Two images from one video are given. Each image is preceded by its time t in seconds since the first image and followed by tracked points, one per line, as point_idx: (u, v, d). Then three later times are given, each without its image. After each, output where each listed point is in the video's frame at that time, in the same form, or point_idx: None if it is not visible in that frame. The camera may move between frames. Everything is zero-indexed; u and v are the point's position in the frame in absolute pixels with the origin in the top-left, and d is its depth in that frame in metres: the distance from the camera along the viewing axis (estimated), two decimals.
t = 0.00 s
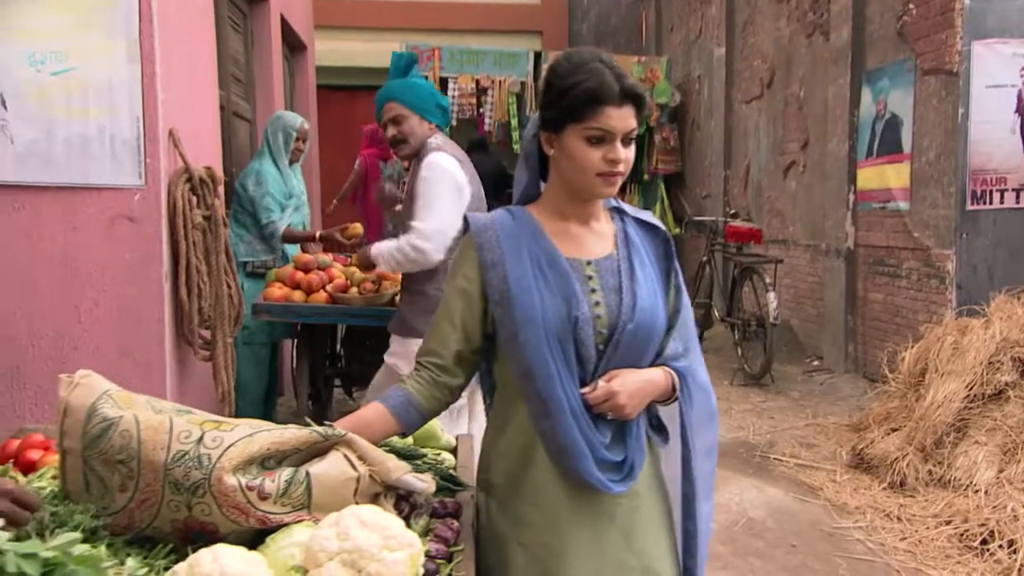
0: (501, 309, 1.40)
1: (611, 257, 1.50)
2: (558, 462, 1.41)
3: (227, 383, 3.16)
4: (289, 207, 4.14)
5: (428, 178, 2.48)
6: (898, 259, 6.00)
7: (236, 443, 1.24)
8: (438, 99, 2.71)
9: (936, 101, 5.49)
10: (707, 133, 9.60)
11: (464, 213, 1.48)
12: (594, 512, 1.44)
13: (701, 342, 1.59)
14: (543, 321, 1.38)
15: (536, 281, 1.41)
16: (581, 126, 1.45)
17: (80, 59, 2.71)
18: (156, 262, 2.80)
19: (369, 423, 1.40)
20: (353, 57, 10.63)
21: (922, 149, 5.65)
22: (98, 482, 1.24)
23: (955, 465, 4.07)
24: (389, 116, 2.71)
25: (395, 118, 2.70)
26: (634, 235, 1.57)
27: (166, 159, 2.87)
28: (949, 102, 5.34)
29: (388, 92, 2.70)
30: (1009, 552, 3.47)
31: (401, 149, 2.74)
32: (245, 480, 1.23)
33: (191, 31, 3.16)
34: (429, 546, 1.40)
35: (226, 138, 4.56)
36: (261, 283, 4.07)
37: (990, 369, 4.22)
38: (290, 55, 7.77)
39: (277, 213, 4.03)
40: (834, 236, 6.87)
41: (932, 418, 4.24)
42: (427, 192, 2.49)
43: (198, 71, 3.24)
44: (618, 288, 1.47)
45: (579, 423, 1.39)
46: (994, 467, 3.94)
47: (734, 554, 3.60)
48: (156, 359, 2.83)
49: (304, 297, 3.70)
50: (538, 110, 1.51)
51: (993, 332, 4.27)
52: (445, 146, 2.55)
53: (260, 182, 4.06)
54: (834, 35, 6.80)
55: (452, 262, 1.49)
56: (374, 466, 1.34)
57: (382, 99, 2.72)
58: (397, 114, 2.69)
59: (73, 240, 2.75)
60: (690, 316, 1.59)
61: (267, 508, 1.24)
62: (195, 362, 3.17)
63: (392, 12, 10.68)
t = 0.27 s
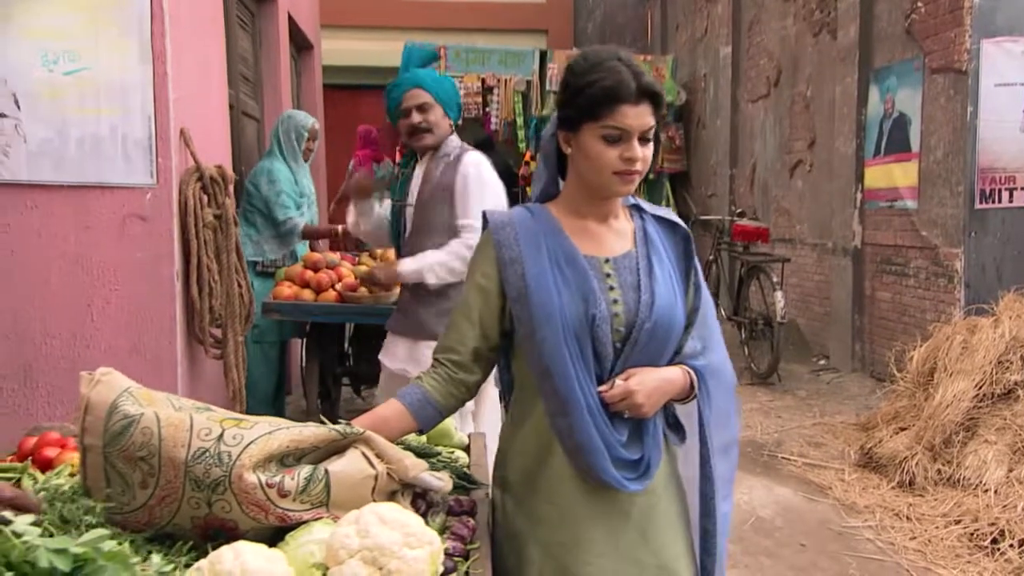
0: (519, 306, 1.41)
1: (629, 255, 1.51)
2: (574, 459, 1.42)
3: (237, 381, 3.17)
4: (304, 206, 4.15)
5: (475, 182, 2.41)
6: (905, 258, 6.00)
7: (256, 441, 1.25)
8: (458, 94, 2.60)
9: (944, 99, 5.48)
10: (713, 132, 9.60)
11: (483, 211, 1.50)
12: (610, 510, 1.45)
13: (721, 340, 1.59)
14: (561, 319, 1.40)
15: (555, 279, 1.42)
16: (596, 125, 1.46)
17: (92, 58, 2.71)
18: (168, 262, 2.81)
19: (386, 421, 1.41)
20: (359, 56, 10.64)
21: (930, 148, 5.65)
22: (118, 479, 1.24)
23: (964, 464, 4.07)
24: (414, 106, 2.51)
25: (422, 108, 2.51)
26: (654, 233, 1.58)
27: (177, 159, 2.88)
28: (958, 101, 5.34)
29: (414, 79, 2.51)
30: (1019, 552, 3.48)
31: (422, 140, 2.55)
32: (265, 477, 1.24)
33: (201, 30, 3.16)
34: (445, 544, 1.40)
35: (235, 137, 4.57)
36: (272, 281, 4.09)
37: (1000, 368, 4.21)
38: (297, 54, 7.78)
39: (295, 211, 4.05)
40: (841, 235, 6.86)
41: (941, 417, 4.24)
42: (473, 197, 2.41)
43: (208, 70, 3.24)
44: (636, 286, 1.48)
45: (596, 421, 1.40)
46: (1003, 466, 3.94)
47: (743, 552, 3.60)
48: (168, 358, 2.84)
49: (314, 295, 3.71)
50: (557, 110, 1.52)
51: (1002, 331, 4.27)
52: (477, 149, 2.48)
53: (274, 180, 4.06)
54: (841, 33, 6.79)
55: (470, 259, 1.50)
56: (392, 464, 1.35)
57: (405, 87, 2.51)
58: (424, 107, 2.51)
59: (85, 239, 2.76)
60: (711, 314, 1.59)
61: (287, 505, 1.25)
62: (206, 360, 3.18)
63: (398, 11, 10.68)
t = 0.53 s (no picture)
0: (531, 305, 1.42)
1: (643, 255, 1.52)
2: (586, 460, 1.43)
3: (245, 381, 3.17)
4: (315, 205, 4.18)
5: (502, 180, 2.42)
6: (911, 258, 5.99)
7: (271, 440, 1.25)
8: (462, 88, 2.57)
9: (949, 99, 5.48)
10: (717, 132, 9.59)
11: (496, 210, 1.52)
12: (622, 511, 1.45)
13: (737, 339, 1.60)
14: (574, 318, 1.41)
15: (568, 278, 1.43)
16: (608, 124, 1.46)
17: (100, 59, 2.72)
18: (175, 261, 2.81)
19: (399, 420, 1.43)
20: (363, 56, 10.65)
21: (935, 147, 5.64)
22: (133, 478, 1.25)
23: (971, 464, 4.06)
24: (428, 99, 2.45)
25: (436, 102, 2.46)
26: (668, 233, 1.58)
27: (184, 159, 2.88)
28: (962, 101, 5.34)
29: (426, 72, 2.45)
30: None
31: (434, 134, 2.48)
32: (280, 477, 1.24)
33: (208, 30, 3.16)
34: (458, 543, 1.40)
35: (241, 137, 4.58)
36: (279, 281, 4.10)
37: (1006, 368, 4.19)
38: (301, 55, 7.79)
39: (307, 211, 4.07)
40: (845, 235, 6.85)
41: (947, 417, 4.24)
42: (500, 195, 2.42)
43: (215, 70, 3.25)
44: (649, 286, 1.49)
45: (609, 422, 1.41)
46: (1010, 466, 3.93)
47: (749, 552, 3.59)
48: (175, 358, 2.84)
49: (321, 295, 3.72)
50: (569, 110, 1.53)
51: (1008, 331, 4.26)
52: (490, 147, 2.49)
53: (284, 180, 4.07)
54: (845, 33, 6.79)
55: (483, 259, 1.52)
56: (405, 463, 1.35)
57: (417, 80, 2.44)
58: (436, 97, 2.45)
59: (94, 239, 2.76)
60: (727, 314, 1.59)
61: (302, 504, 1.25)
62: (213, 360, 3.19)
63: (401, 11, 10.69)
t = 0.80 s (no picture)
0: (546, 307, 1.45)
1: (658, 256, 1.54)
2: (601, 461, 1.46)
3: (253, 381, 3.17)
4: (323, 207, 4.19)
5: (517, 179, 2.44)
6: (916, 258, 5.98)
7: (287, 440, 1.26)
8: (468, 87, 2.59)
9: (955, 100, 5.47)
10: (720, 133, 9.59)
11: (512, 213, 1.54)
12: (636, 512, 1.48)
13: (753, 340, 1.62)
14: (588, 320, 1.43)
15: (582, 281, 1.46)
16: (621, 125, 1.47)
17: (110, 60, 2.72)
18: (185, 262, 2.82)
19: (414, 420, 1.45)
20: (366, 57, 10.65)
21: (941, 148, 5.64)
22: (150, 477, 1.25)
23: (977, 464, 4.07)
24: (438, 94, 2.46)
25: (446, 97, 2.48)
26: (683, 234, 1.60)
27: (194, 159, 2.89)
28: (968, 102, 5.33)
29: (437, 67, 2.46)
30: None
31: (445, 129, 2.50)
32: (297, 477, 1.25)
33: (217, 31, 3.17)
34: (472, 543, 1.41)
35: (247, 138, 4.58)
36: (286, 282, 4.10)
37: (1013, 369, 4.19)
38: (306, 55, 7.80)
39: (317, 212, 4.10)
40: (850, 235, 6.84)
41: (954, 417, 4.23)
42: (516, 194, 2.43)
43: (223, 71, 3.25)
44: (664, 288, 1.51)
45: (624, 424, 1.44)
46: (1017, 467, 3.93)
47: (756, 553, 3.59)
48: (184, 358, 2.85)
49: (328, 295, 3.72)
50: (583, 110, 1.53)
51: (1015, 332, 4.26)
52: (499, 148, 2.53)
53: (293, 181, 4.09)
54: (850, 34, 6.78)
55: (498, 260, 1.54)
56: (420, 463, 1.35)
57: (428, 73, 2.45)
58: (446, 92, 2.47)
59: (103, 239, 2.77)
60: (742, 314, 1.61)
61: (318, 504, 1.25)
62: (222, 360, 3.19)
63: (405, 12, 10.69)
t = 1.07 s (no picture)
0: (561, 308, 1.47)
1: (673, 257, 1.55)
2: (617, 462, 1.47)
3: (261, 381, 3.17)
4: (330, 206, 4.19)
5: (527, 181, 2.45)
6: (922, 258, 5.97)
7: (304, 439, 1.26)
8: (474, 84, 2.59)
9: (961, 100, 5.47)
10: (724, 133, 9.59)
11: (527, 215, 1.56)
12: (653, 513, 1.49)
13: (770, 340, 1.62)
14: (602, 321, 1.45)
15: (597, 281, 1.48)
16: (636, 125, 1.47)
17: (120, 61, 2.73)
18: (193, 261, 2.82)
19: (428, 420, 1.47)
20: (370, 57, 10.66)
21: (947, 148, 5.63)
22: (168, 476, 1.25)
23: (985, 465, 4.08)
24: (446, 92, 2.45)
25: (453, 96, 2.47)
26: (699, 235, 1.60)
27: (202, 159, 2.89)
28: (974, 102, 5.33)
29: (444, 65, 2.46)
30: None
31: (452, 127, 2.50)
32: (313, 476, 1.25)
33: (225, 32, 3.17)
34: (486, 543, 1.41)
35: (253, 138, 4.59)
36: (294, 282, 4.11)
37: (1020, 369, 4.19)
38: (311, 56, 7.81)
39: (324, 211, 4.10)
40: (855, 236, 6.83)
41: (960, 418, 4.23)
42: (526, 195, 2.44)
43: (231, 71, 3.25)
44: (679, 289, 1.52)
45: (639, 425, 1.46)
46: None
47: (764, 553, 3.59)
48: (193, 357, 2.85)
49: (336, 295, 3.73)
50: (598, 110, 1.54)
51: (1022, 333, 4.25)
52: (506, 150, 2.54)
53: (300, 181, 4.09)
54: (855, 34, 6.78)
55: (514, 262, 1.56)
56: (436, 463, 1.35)
57: (435, 72, 2.44)
58: (454, 91, 2.47)
59: (113, 239, 2.77)
60: (759, 315, 1.61)
61: (334, 503, 1.25)
62: (230, 359, 3.19)
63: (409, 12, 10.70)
